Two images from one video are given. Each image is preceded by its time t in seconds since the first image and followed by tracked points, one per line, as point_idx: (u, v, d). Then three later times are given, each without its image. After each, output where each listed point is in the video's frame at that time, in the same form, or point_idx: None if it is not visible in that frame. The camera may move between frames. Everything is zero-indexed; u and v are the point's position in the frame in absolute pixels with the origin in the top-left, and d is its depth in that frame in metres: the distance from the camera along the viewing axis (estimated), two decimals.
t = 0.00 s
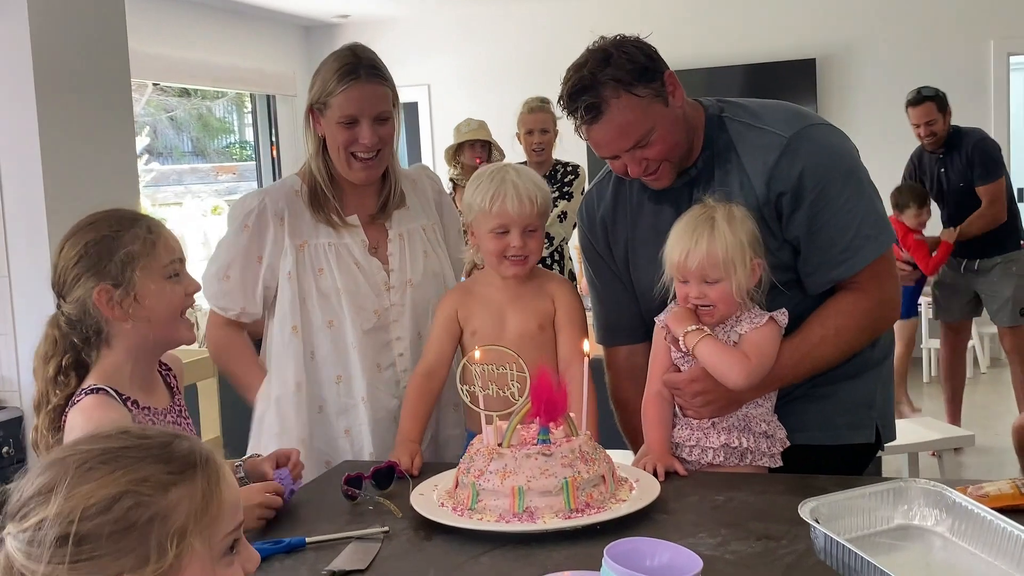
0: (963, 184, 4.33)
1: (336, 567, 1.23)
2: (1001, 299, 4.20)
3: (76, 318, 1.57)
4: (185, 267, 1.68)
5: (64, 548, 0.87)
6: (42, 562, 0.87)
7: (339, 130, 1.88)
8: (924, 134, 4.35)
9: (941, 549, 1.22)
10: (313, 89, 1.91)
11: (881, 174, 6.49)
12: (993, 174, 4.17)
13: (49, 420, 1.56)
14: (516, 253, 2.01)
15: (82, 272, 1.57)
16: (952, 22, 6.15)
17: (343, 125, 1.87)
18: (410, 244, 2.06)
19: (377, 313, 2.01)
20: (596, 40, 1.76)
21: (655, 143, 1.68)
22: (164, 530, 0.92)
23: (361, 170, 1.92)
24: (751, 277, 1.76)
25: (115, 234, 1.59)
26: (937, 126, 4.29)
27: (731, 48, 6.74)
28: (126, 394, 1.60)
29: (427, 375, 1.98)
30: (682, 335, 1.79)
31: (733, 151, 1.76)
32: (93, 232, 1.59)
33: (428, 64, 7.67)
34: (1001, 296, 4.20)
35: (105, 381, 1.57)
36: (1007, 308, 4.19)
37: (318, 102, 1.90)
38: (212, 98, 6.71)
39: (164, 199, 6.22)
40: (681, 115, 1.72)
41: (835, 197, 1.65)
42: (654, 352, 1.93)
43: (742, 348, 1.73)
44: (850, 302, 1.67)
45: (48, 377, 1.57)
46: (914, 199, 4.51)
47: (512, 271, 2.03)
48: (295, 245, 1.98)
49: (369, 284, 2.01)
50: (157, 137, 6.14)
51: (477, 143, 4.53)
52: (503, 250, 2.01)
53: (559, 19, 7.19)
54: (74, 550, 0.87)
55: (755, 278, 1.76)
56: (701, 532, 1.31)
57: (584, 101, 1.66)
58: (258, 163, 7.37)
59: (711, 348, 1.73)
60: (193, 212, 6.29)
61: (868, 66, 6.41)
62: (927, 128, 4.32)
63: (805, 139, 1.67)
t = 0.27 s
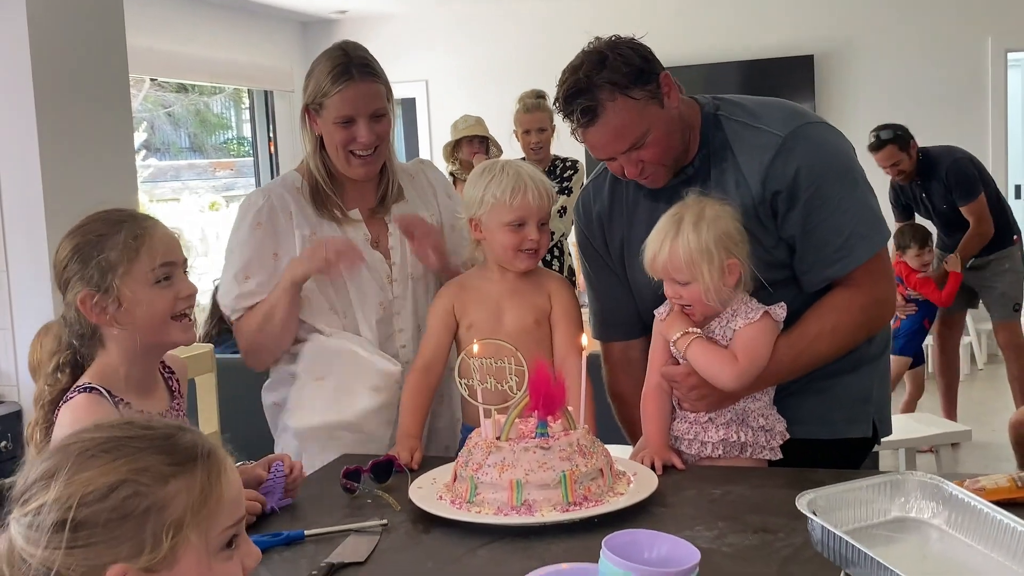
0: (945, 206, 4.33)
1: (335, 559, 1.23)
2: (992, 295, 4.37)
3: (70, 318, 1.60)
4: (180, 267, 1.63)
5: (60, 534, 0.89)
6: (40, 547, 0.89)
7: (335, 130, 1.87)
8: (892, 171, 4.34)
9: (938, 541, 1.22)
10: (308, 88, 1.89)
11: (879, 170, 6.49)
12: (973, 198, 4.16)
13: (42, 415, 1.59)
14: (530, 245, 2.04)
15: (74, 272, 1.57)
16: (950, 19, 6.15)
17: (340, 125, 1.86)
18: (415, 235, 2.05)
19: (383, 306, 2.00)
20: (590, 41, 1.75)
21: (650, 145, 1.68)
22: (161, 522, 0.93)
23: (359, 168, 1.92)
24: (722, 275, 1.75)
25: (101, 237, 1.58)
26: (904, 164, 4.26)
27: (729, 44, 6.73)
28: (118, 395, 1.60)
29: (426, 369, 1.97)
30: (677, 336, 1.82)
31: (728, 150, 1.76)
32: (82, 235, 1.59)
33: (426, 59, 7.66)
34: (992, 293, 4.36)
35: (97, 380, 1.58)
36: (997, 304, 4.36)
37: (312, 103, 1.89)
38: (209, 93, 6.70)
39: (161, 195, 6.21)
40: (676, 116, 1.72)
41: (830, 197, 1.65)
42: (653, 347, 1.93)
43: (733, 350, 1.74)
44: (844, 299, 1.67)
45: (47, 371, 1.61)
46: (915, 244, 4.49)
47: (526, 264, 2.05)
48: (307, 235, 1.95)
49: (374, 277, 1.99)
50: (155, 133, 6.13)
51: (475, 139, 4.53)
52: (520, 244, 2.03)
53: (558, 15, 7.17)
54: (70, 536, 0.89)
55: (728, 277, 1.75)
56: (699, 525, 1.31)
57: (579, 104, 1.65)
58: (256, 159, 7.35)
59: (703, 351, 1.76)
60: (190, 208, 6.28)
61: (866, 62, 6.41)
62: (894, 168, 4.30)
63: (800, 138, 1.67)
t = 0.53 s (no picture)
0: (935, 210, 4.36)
1: (329, 548, 1.23)
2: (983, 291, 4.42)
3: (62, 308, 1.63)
4: (165, 274, 1.61)
5: (115, 514, 0.85)
6: (89, 533, 0.84)
7: (330, 124, 1.83)
8: (882, 179, 4.39)
9: (929, 530, 1.22)
10: (299, 85, 1.86)
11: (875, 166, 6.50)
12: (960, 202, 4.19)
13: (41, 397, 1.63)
14: (522, 239, 2.03)
15: (64, 265, 1.57)
16: (946, 14, 6.15)
17: (335, 119, 1.83)
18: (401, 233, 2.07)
19: (368, 304, 2.00)
20: (565, 49, 1.75)
21: (630, 150, 1.70)
22: (206, 492, 0.93)
23: (354, 162, 1.90)
24: (713, 272, 1.74)
25: (85, 237, 1.57)
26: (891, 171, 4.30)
27: (725, 39, 6.74)
28: (99, 390, 1.59)
29: (421, 363, 1.97)
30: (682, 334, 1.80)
31: (717, 145, 1.77)
32: (71, 231, 1.59)
33: (422, 54, 7.65)
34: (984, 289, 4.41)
35: (83, 376, 1.58)
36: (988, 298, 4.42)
37: (304, 98, 1.85)
38: (205, 88, 6.69)
39: (158, 189, 6.19)
40: (655, 119, 1.72)
41: (820, 189, 1.66)
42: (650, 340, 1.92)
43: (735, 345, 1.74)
44: (841, 288, 1.68)
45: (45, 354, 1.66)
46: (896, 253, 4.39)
47: (519, 258, 2.05)
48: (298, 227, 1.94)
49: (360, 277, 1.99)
50: (151, 127, 6.11)
51: (470, 133, 4.53)
52: (514, 238, 2.03)
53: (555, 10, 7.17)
54: (126, 514, 0.85)
55: (720, 273, 1.74)
56: (691, 515, 1.31)
57: (554, 116, 1.67)
58: (252, 155, 7.34)
59: (705, 346, 1.75)
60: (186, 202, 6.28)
61: (862, 58, 6.42)
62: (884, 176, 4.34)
63: (788, 132, 1.68)
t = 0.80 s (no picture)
0: (935, 196, 4.37)
1: (321, 554, 1.23)
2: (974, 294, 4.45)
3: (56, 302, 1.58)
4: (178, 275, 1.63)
5: (135, 522, 0.85)
6: (111, 542, 0.83)
7: (315, 133, 1.82)
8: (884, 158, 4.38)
9: (921, 537, 1.23)
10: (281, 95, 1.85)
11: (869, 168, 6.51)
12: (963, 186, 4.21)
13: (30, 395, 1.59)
14: (500, 246, 2.02)
15: (74, 257, 1.55)
16: (939, 18, 6.17)
17: (319, 128, 1.82)
18: (387, 243, 2.01)
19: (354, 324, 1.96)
20: (552, 63, 1.76)
21: (621, 160, 1.70)
22: (211, 496, 0.94)
23: (341, 171, 1.89)
24: (722, 262, 1.72)
25: (109, 229, 1.56)
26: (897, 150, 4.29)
27: (720, 41, 6.75)
28: (97, 390, 1.58)
29: (413, 367, 1.99)
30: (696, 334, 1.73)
31: (707, 151, 1.77)
32: (89, 224, 1.57)
33: (417, 55, 7.65)
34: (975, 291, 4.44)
35: (81, 375, 1.57)
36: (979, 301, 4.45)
37: (286, 109, 1.84)
38: (199, 88, 6.69)
39: (152, 189, 6.18)
40: (644, 128, 1.72)
41: (812, 194, 1.66)
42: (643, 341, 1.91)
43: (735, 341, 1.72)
44: (836, 291, 1.68)
45: (33, 351, 1.61)
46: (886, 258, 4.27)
47: (498, 264, 2.04)
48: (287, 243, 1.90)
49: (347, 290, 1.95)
50: (146, 127, 6.10)
51: (463, 135, 4.53)
52: (491, 244, 2.01)
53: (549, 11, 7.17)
54: (146, 521, 0.85)
55: (728, 265, 1.72)
56: (684, 521, 1.32)
57: (542, 131, 1.68)
58: (246, 155, 7.32)
59: (717, 350, 1.70)
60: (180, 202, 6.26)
61: (856, 61, 6.43)
62: (887, 154, 4.33)
63: (778, 138, 1.69)
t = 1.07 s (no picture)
0: (939, 174, 4.42)
1: (320, 548, 1.22)
2: (969, 291, 4.45)
3: (66, 287, 1.57)
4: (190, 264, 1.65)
5: (131, 513, 0.84)
6: (106, 533, 0.82)
7: (306, 129, 1.81)
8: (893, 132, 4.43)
9: (920, 531, 1.22)
10: (267, 93, 1.83)
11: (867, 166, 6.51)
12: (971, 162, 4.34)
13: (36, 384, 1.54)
14: (496, 243, 2.01)
15: (86, 242, 1.55)
16: (937, 15, 6.17)
17: (312, 123, 1.81)
18: (379, 244, 2.03)
19: (353, 330, 1.97)
20: (551, 57, 1.76)
21: (623, 153, 1.70)
22: (205, 485, 0.93)
23: (334, 170, 1.87)
24: (731, 255, 1.72)
25: (126, 216, 1.57)
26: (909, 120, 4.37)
27: (718, 38, 6.75)
28: (111, 372, 1.59)
29: (412, 362, 2.00)
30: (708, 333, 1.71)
31: (707, 146, 1.77)
32: (104, 211, 1.57)
33: (415, 51, 7.63)
34: (970, 289, 4.44)
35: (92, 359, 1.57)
36: (974, 298, 4.44)
37: (273, 109, 1.83)
38: (196, 84, 6.67)
39: (148, 185, 6.14)
40: (646, 120, 1.72)
41: (813, 189, 1.66)
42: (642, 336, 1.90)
43: (740, 340, 1.71)
44: (838, 286, 1.68)
45: (37, 337, 1.56)
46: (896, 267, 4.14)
47: (496, 259, 2.03)
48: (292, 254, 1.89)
49: (344, 295, 1.96)
50: (142, 123, 6.07)
51: (461, 131, 4.52)
52: (487, 240, 2.01)
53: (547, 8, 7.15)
54: (141, 512, 0.85)
55: (737, 257, 1.72)
56: (683, 516, 1.31)
57: (544, 125, 1.67)
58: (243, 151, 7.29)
59: (725, 350, 1.69)
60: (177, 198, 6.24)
61: (853, 59, 6.43)
62: (899, 125, 4.39)
63: (779, 133, 1.69)
